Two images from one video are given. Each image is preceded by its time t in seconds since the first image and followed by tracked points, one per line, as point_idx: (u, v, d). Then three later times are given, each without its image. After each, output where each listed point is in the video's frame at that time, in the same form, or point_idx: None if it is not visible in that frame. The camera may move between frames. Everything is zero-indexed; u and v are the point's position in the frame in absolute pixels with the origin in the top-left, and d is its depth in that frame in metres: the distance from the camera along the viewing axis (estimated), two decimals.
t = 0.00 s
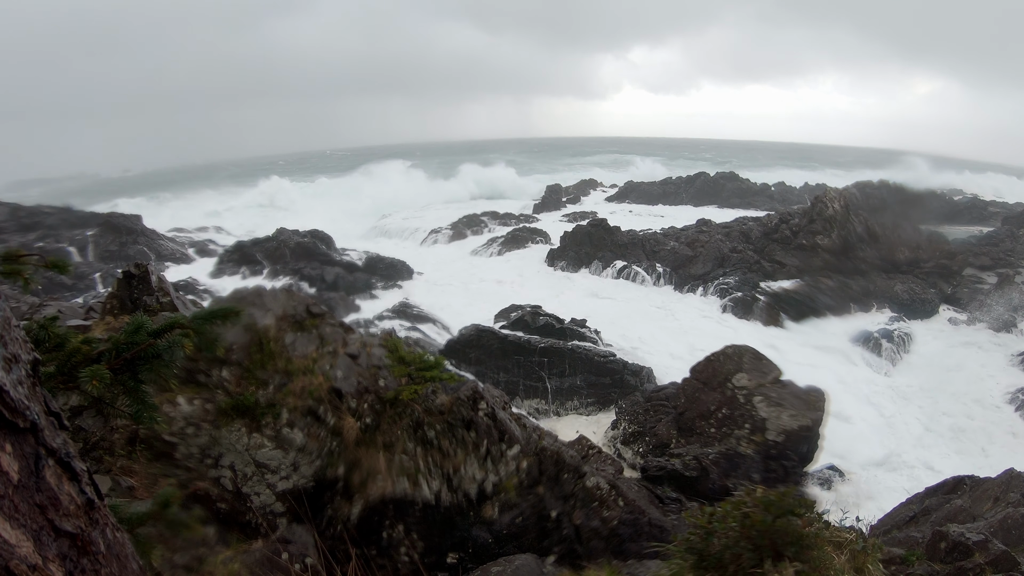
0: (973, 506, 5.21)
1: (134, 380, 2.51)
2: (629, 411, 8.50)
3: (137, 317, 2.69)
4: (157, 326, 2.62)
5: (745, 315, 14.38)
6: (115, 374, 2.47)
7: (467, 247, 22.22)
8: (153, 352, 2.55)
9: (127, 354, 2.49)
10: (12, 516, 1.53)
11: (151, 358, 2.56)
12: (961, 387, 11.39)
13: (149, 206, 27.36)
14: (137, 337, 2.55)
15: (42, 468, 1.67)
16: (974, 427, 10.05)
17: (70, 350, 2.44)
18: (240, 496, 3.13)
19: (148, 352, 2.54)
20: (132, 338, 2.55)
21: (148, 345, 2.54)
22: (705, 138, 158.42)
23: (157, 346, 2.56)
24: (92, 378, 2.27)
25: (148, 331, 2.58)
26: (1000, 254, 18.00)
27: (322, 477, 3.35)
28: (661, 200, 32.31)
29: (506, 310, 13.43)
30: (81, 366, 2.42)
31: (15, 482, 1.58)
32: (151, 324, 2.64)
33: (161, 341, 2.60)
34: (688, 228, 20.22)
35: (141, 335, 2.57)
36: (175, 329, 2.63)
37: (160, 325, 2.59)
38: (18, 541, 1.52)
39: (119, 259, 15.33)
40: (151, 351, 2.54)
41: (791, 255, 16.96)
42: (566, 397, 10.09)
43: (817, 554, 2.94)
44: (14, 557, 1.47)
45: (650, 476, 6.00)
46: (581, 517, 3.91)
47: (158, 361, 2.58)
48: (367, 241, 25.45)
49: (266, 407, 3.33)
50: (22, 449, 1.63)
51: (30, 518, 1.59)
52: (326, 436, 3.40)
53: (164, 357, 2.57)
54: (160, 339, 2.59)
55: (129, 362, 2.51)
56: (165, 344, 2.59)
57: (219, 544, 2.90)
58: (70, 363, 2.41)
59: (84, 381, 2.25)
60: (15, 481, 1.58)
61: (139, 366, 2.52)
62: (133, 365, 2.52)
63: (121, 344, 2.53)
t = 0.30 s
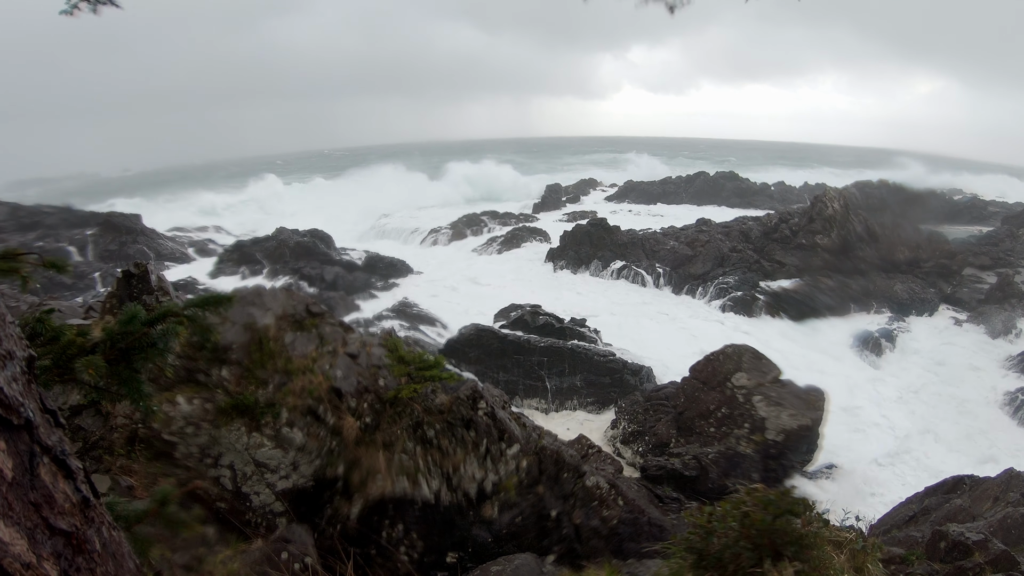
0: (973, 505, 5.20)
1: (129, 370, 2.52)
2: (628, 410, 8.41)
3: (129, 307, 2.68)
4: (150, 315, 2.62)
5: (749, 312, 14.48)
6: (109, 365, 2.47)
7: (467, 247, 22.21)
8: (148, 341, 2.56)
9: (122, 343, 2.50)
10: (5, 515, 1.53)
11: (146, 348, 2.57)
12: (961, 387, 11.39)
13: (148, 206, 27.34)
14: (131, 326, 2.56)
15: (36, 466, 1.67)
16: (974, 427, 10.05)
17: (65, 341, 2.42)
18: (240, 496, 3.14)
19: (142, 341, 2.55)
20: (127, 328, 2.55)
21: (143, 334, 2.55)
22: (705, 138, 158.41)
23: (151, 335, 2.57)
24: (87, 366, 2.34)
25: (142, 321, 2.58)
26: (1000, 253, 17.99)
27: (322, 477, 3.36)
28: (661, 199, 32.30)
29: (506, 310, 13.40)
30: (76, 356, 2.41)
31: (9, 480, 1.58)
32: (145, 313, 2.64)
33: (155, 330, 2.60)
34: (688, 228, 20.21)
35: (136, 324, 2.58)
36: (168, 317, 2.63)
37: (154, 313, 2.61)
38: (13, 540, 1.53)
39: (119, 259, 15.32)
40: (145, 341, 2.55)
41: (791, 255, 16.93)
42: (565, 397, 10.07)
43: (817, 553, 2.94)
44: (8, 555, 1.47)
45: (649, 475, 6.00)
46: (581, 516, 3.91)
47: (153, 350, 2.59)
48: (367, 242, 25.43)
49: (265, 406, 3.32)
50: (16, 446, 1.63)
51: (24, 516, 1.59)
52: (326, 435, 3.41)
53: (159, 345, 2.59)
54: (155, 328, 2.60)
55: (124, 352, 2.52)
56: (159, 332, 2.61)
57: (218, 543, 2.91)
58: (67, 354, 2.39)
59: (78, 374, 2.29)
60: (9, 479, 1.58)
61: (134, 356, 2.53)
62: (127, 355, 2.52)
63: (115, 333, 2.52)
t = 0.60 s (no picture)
0: (973, 505, 5.20)
1: (133, 379, 2.50)
2: (627, 410, 8.30)
3: (135, 316, 2.69)
4: (155, 324, 2.61)
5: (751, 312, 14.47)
6: (113, 373, 2.47)
7: (467, 247, 22.22)
8: (152, 350, 2.55)
9: (126, 352, 2.49)
10: (7, 517, 1.53)
11: (150, 357, 2.56)
12: (960, 387, 11.37)
13: (149, 206, 27.35)
14: (136, 336, 2.53)
15: (37, 469, 1.67)
16: (974, 427, 10.05)
17: (68, 348, 2.41)
18: (240, 496, 3.14)
19: (146, 351, 2.54)
20: (131, 336, 2.53)
21: (147, 343, 2.53)
22: (705, 138, 158.40)
23: (155, 345, 2.56)
24: (91, 374, 2.27)
25: (147, 330, 2.56)
26: (1000, 253, 17.99)
27: (322, 476, 3.36)
28: (661, 199, 32.30)
29: (506, 309, 13.38)
30: (80, 364, 2.41)
31: (10, 483, 1.58)
32: (150, 323, 2.64)
33: (160, 339, 2.59)
34: (688, 227, 20.19)
35: (140, 334, 2.56)
36: (174, 328, 2.61)
37: (159, 324, 2.58)
38: (14, 542, 1.51)
39: (119, 258, 15.32)
40: (149, 350, 2.54)
41: (790, 254, 16.94)
42: (566, 396, 10.06)
43: (817, 553, 2.94)
44: (10, 558, 1.46)
45: (649, 475, 5.93)
46: (580, 515, 3.92)
47: (157, 360, 2.57)
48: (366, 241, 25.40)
49: (266, 406, 3.32)
50: (17, 449, 1.64)
51: (25, 519, 1.58)
52: (326, 434, 3.41)
53: (163, 356, 2.57)
54: (159, 337, 2.59)
55: (127, 360, 2.51)
56: (164, 342, 2.59)
57: (218, 543, 2.91)
58: (70, 360, 2.40)
59: (83, 380, 2.24)
60: (10, 482, 1.58)
61: (139, 365, 2.52)
62: (131, 363, 2.51)
63: (120, 342, 2.52)
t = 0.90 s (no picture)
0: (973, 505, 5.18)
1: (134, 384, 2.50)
2: (627, 410, 8.27)
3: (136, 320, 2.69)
4: (157, 330, 2.63)
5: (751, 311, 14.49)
6: (113, 377, 2.46)
7: (467, 246, 22.22)
8: (153, 355, 2.55)
9: (126, 356, 2.49)
10: (4, 515, 1.53)
11: (151, 362, 2.56)
12: (961, 387, 11.36)
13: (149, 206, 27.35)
14: (137, 340, 2.55)
15: (34, 467, 1.67)
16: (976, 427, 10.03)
17: (70, 349, 2.43)
18: (240, 495, 3.15)
19: (148, 355, 2.54)
20: (132, 341, 2.54)
21: (149, 349, 2.54)
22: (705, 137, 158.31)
23: (157, 350, 2.56)
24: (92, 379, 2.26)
25: (149, 335, 2.59)
26: (1000, 253, 17.98)
27: (322, 476, 3.35)
28: (661, 198, 32.29)
29: (506, 309, 13.36)
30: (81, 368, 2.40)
31: (8, 481, 1.58)
32: (152, 327, 2.65)
33: (162, 343, 2.61)
34: (688, 227, 20.17)
35: (142, 338, 2.57)
36: (175, 333, 2.66)
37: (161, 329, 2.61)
38: (12, 540, 1.51)
39: (119, 258, 15.32)
40: (151, 355, 2.54)
41: (790, 254, 16.93)
42: (566, 395, 10.09)
43: (818, 552, 2.94)
44: (7, 556, 1.46)
45: (649, 474, 5.91)
46: (581, 515, 3.92)
47: (158, 365, 2.57)
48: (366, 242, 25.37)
49: (266, 405, 3.33)
50: (14, 447, 1.64)
51: (23, 516, 1.58)
52: (326, 434, 3.40)
53: (165, 360, 2.56)
54: (161, 342, 2.61)
55: (128, 364, 2.50)
56: (165, 348, 2.60)
57: (219, 542, 2.92)
58: (72, 364, 2.43)
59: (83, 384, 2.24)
60: (7, 479, 1.58)
61: (139, 370, 2.52)
62: (132, 368, 2.51)
63: (121, 346, 2.52)
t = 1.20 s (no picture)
0: (972, 504, 5.18)
1: (132, 377, 2.51)
2: (627, 409, 8.29)
3: (134, 313, 2.69)
4: (154, 322, 2.63)
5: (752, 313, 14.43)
6: (111, 371, 2.47)
7: (467, 246, 22.22)
8: (151, 348, 2.56)
9: (124, 350, 2.51)
10: (7, 513, 1.53)
11: (149, 354, 2.57)
12: (960, 387, 11.38)
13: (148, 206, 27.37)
14: (135, 333, 2.55)
15: (36, 465, 1.68)
16: (975, 426, 10.04)
17: (68, 346, 2.43)
18: (240, 495, 3.15)
19: (145, 348, 2.55)
20: (130, 334, 2.55)
21: (147, 341, 2.55)
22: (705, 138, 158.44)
23: (155, 342, 2.57)
24: (90, 373, 2.28)
25: (145, 328, 2.59)
26: (1000, 253, 17.99)
27: (322, 475, 3.35)
28: (660, 198, 32.30)
29: (505, 309, 13.36)
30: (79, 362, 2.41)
31: (12, 478, 1.59)
32: (148, 320, 2.65)
33: (158, 337, 2.60)
34: (688, 227, 20.18)
35: (140, 331, 2.58)
36: (172, 325, 2.63)
37: (157, 320, 2.61)
38: (14, 538, 1.52)
39: (118, 258, 15.34)
40: (149, 347, 2.55)
41: (790, 254, 16.95)
42: (565, 395, 10.09)
43: (817, 552, 2.92)
44: (9, 553, 1.47)
45: (648, 474, 5.96)
46: (580, 515, 3.92)
47: (155, 357, 2.58)
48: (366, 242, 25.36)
49: (266, 406, 3.33)
50: (18, 445, 1.63)
51: (25, 514, 1.58)
52: (325, 434, 3.40)
53: (161, 353, 2.58)
54: (157, 335, 2.60)
55: (126, 358, 2.52)
56: (162, 339, 2.60)
57: (219, 542, 2.92)
58: (70, 359, 2.42)
59: (81, 378, 2.26)
60: (10, 477, 1.58)
61: (137, 363, 2.53)
62: (130, 362, 2.52)
63: (119, 340, 2.53)
